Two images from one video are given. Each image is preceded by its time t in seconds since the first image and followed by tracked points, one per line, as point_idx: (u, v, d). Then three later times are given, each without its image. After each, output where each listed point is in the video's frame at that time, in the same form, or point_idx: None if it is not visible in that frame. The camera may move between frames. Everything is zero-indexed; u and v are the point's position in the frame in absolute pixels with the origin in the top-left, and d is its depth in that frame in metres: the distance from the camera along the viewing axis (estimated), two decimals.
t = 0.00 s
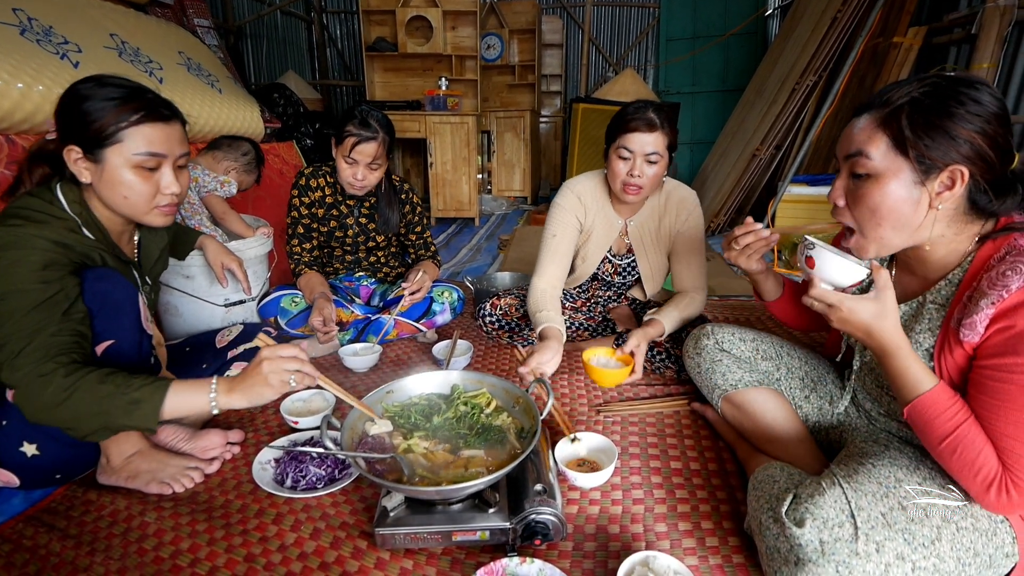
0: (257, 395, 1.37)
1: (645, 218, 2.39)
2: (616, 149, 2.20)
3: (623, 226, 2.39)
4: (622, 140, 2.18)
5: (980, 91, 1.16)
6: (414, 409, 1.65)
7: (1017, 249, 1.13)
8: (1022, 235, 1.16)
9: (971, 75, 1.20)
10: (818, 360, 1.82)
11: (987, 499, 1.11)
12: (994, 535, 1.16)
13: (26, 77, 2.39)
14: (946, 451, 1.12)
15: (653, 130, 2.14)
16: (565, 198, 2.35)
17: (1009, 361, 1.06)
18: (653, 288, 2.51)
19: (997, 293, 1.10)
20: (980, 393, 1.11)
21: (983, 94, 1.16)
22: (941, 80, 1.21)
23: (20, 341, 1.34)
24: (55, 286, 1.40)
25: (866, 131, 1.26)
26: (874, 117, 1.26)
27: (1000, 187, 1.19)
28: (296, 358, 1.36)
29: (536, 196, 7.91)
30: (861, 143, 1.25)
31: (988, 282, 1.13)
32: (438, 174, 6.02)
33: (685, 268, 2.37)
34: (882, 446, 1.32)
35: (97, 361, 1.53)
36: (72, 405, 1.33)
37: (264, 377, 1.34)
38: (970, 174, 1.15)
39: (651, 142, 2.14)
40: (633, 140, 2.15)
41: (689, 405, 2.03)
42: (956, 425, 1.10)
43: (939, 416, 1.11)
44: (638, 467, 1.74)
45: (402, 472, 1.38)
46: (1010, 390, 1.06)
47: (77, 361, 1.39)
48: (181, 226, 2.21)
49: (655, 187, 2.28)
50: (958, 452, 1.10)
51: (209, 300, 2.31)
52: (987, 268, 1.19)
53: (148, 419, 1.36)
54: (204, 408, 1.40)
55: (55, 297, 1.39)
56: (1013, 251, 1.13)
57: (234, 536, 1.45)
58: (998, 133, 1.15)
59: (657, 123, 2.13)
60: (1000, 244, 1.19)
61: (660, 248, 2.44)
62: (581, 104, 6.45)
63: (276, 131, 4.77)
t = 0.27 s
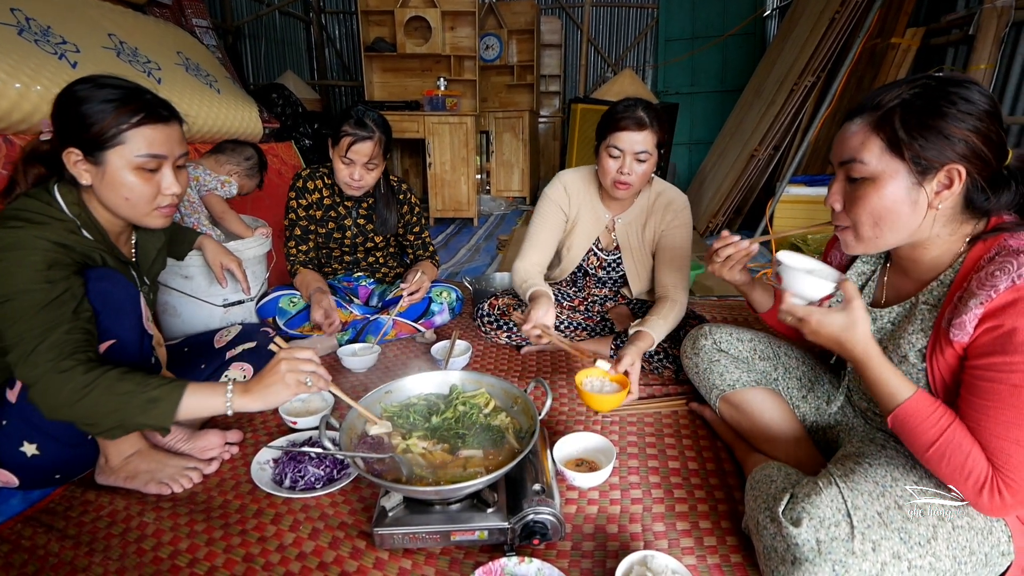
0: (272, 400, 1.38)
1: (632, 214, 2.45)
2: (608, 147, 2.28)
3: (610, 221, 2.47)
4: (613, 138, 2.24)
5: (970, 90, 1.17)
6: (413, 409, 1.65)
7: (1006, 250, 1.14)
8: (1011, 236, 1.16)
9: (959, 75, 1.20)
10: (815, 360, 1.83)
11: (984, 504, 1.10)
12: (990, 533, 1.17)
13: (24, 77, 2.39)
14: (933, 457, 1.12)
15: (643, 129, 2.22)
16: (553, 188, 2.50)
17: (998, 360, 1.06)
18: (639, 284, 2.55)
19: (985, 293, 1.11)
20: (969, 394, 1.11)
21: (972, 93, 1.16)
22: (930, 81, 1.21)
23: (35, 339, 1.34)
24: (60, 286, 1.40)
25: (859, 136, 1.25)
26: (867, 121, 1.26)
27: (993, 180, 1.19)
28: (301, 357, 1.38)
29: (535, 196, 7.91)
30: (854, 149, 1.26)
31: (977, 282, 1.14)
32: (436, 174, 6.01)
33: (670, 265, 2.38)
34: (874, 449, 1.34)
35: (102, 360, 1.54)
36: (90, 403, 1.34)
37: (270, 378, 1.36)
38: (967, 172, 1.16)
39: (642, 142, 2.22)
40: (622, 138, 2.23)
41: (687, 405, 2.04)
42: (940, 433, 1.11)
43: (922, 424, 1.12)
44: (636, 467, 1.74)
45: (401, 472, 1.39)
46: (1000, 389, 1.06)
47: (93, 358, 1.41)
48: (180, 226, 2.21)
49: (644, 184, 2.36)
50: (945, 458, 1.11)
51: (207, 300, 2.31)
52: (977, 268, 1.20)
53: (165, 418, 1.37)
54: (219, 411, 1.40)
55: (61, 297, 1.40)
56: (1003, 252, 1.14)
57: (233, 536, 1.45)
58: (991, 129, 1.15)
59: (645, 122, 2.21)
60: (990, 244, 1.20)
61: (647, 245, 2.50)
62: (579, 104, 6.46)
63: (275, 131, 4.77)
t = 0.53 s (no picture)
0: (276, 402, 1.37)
1: (628, 211, 2.56)
2: (599, 148, 2.33)
3: (605, 218, 2.58)
4: (604, 139, 2.30)
5: (975, 87, 1.16)
6: (413, 409, 1.65)
7: (1002, 250, 1.14)
8: (1007, 236, 1.16)
9: (961, 73, 1.20)
10: (812, 359, 1.84)
11: (979, 516, 1.07)
12: (988, 533, 1.17)
13: (22, 77, 2.38)
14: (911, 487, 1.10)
15: (634, 129, 2.26)
16: (546, 186, 2.61)
17: (991, 360, 1.05)
18: (639, 272, 2.62)
19: (978, 294, 1.11)
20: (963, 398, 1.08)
21: (977, 91, 1.16)
22: (934, 79, 1.20)
23: (40, 338, 1.35)
24: (63, 286, 1.40)
25: (866, 135, 1.24)
26: (872, 119, 1.24)
27: (998, 178, 1.18)
28: (306, 358, 1.39)
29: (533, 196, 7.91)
30: (861, 149, 1.24)
31: (971, 283, 1.15)
32: (435, 174, 6.01)
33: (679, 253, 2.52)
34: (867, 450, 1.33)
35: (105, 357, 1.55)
36: (98, 400, 1.35)
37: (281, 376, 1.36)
38: (975, 172, 1.15)
39: (633, 142, 2.27)
40: (614, 139, 2.27)
41: (686, 404, 2.03)
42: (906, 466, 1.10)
43: (883, 464, 1.12)
44: (635, 466, 1.74)
45: (400, 472, 1.39)
46: (994, 390, 1.03)
47: (99, 357, 1.42)
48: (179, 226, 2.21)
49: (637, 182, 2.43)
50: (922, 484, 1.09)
51: (206, 300, 2.30)
52: (972, 269, 1.20)
53: (173, 416, 1.38)
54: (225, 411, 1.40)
55: (63, 297, 1.40)
56: (997, 253, 1.14)
57: (232, 536, 1.45)
58: (997, 127, 1.16)
59: (637, 122, 2.26)
60: (985, 246, 1.20)
61: (646, 240, 2.59)
62: (577, 104, 6.47)
63: (274, 130, 4.76)
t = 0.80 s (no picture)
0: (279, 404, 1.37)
1: (627, 208, 2.56)
2: (602, 148, 2.33)
3: (605, 215, 2.59)
4: (606, 141, 2.30)
5: (974, 86, 1.16)
6: (414, 408, 1.64)
7: (1002, 247, 1.13)
8: (1005, 233, 1.16)
9: (960, 71, 1.19)
10: (812, 359, 1.84)
11: (964, 510, 1.09)
12: (987, 533, 1.17)
13: (22, 76, 2.38)
14: (892, 494, 1.12)
15: (636, 130, 2.26)
16: (545, 183, 2.63)
17: (983, 354, 1.06)
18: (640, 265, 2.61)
19: (975, 290, 1.11)
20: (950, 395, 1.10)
21: (977, 89, 1.15)
22: (933, 78, 1.20)
23: (45, 337, 1.35)
24: (64, 285, 1.40)
25: (866, 136, 1.21)
26: (872, 119, 1.22)
27: (998, 178, 1.19)
28: (307, 360, 1.38)
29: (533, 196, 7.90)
30: (861, 151, 1.22)
31: (969, 279, 1.14)
32: (435, 173, 6.01)
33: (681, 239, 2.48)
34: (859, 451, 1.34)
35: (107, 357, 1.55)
36: (105, 399, 1.35)
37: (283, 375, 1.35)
38: (977, 174, 1.15)
39: (636, 143, 2.27)
40: (616, 141, 2.27)
41: (686, 404, 2.03)
42: (881, 477, 1.13)
43: (858, 480, 1.15)
44: (635, 466, 1.74)
45: (401, 471, 1.39)
46: (980, 383, 1.04)
47: (104, 356, 1.42)
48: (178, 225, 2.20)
49: (638, 181, 2.43)
50: (900, 490, 1.11)
51: (206, 300, 2.30)
52: (971, 265, 1.19)
53: (178, 418, 1.38)
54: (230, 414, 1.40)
55: (66, 296, 1.40)
56: (998, 249, 1.13)
57: (232, 536, 1.45)
58: (996, 126, 1.15)
59: (639, 124, 2.26)
60: (983, 244, 1.19)
61: (647, 236, 2.60)
62: (577, 103, 6.47)
63: (273, 130, 4.76)
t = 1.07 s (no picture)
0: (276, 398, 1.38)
1: (628, 206, 2.56)
2: (603, 147, 2.32)
3: (607, 213, 2.59)
4: (608, 139, 2.29)
5: (975, 87, 1.14)
6: (414, 406, 1.64)
7: (1006, 251, 1.13)
8: (1008, 238, 1.16)
9: (961, 71, 1.17)
10: (812, 357, 1.83)
11: (953, 510, 1.09)
12: (986, 531, 1.17)
13: (20, 74, 2.37)
14: (884, 496, 1.12)
15: (638, 130, 2.26)
16: (547, 181, 2.63)
17: (983, 357, 1.05)
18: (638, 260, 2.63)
19: (982, 295, 1.09)
20: (947, 395, 1.10)
21: (978, 90, 1.13)
22: (933, 79, 1.17)
23: (39, 338, 1.34)
24: (61, 285, 1.40)
25: (865, 141, 1.19)
26: (870, 123, 1.20)
27: (1000, 180, 1.18)
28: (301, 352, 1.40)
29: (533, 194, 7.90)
30: (860, 156, 1.19)
31: (975, 283, 1.13)
32: (435, 172, 6.00)
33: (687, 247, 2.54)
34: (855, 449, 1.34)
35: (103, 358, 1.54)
36: (101, 399, 1.35)
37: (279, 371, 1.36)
38: (978, 178, 1.14)
39: (637, 142, 2.27)
40: (617, 140, 2.27)
41: (685, 403, 2.03)
42: (873, 477, 1.13)
43: (850, 480, 1.14)
44: (635, 465, 1.74)
45: (401, 470, 1.39)
46: (978, 387, 1.04)
47: (101, 356, 1.41)
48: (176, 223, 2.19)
49: (639, 179, 2.43)
50: (893, 492, 1.11)
51: (206, 298, 2.30)
52: (974, 270, 1.19)
53: (177, 416, 1.38)
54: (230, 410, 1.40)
55: (63, 295, 1.39)
56: (1002, 253, 1.13)
57: (232, 535, 1.45)
58: (998, 128, 1.13)
59: (641, 123, 2.25)
60: (988, 248, 1.18)
61: (647, 235, 2.60)
62: (576, 102, 6.46)
63: (272, 128, 4.75)
